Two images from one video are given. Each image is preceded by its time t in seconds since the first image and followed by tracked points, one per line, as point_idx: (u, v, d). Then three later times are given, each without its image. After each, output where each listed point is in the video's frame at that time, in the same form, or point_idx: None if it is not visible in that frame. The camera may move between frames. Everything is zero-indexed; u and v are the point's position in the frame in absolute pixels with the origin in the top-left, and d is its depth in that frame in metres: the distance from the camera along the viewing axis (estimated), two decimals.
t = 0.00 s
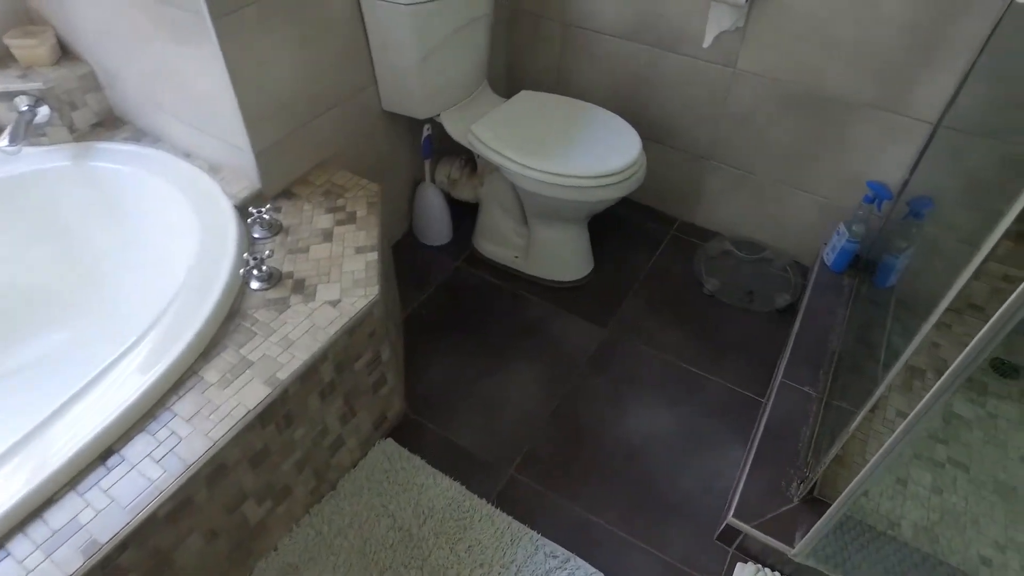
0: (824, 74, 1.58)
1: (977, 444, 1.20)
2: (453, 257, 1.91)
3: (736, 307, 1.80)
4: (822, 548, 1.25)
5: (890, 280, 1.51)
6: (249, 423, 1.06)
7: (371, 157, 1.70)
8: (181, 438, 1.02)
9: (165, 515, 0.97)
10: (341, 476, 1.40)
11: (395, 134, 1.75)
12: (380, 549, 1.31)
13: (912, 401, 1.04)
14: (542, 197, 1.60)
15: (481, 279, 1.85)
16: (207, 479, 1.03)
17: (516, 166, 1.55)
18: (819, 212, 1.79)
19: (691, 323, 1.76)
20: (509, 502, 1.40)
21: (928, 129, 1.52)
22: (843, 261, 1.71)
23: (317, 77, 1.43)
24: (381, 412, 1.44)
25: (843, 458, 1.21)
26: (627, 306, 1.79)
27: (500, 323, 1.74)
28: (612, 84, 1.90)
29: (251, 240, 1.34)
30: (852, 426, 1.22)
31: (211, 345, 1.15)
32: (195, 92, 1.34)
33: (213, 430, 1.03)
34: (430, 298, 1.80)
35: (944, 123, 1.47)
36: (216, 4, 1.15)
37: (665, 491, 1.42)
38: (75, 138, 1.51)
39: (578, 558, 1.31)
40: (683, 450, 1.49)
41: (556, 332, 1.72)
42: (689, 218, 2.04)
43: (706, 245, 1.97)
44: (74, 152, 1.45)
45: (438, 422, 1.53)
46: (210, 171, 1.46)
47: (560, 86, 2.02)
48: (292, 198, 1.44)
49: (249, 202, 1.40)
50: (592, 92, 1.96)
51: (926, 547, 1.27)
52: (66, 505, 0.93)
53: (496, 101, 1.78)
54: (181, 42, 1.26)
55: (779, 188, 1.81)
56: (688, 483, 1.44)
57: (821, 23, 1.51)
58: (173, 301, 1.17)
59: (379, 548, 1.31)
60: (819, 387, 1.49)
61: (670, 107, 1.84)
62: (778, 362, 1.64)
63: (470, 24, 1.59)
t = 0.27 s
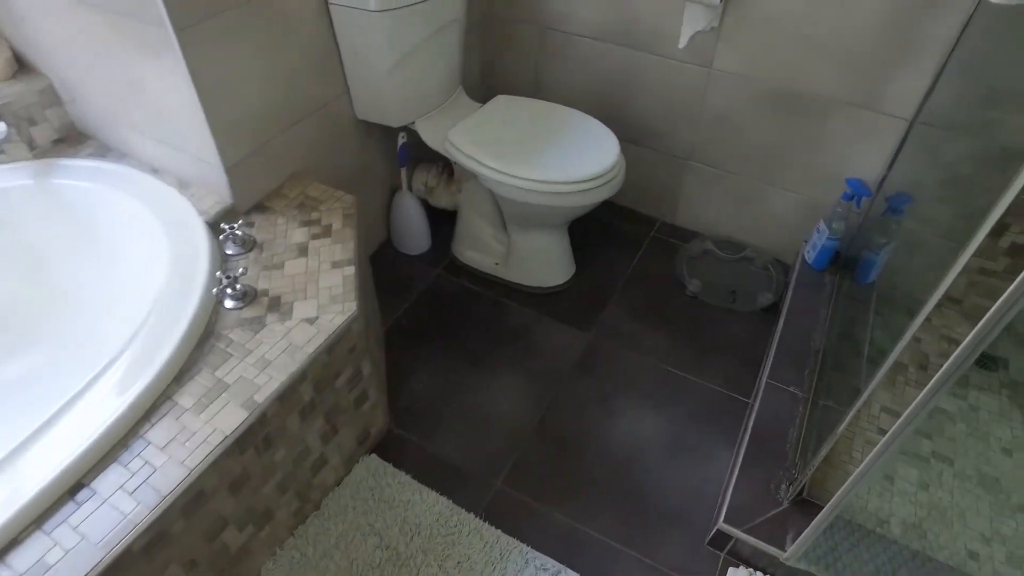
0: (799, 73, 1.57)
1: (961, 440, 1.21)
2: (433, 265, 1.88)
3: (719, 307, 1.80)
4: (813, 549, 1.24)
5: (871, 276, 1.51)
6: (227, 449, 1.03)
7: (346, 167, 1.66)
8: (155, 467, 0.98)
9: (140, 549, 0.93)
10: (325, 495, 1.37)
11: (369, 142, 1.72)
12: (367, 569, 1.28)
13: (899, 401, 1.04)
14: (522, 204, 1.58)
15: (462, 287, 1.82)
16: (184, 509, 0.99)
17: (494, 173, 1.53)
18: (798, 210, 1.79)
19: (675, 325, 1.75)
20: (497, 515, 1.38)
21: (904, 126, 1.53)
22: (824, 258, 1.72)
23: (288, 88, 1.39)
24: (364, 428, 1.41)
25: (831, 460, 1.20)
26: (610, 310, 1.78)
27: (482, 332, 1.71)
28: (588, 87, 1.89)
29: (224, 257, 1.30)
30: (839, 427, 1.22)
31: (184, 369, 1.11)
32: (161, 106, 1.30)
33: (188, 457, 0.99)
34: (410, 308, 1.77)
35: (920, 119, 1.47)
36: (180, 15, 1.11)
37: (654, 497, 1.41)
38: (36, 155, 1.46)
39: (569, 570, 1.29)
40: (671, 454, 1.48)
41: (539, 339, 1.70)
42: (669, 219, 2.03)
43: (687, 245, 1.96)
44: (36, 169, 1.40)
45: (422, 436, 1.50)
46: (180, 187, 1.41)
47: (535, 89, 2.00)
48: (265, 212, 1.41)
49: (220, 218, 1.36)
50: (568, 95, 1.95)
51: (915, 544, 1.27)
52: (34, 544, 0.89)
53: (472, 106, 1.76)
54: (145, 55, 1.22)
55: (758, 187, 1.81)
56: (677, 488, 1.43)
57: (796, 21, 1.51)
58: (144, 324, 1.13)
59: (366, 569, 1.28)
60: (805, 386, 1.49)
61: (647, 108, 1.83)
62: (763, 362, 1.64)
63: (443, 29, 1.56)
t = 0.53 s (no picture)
0: (777, 71, 1.57)
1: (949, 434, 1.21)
2: (414, 273, 1.85)
3: (703, 307, 1.79)
4: (806, 549, 1.23)
5: (853, 271, 1.51)
6: (206, 474, 0.99)
7: (322, 175, 1.63)
8: (130, 496, 0.94)
9: None
10: (310, 513, 1.33)
11: (345, 149, 1.68)
12: None
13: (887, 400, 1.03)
14: (502, 209, 1.55)
15: (444, 294, 1.80)
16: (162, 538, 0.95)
17: (474, 178, 1.50)
18: (779, 208, 1.79)
19: (660, 326, 1.74)
20: (487, 527, 1.35)
21: (881, 121, 1.53)
22: (806, 255, 1.72)
23: (259, 97, 1.36)
24: (348, 442, 1.38)
25: (820, 459, 1.20)
26: (595, 313, 1.76)
27: (466, 339, 1.69)
28: (565, 88, 1.87)
29: (197, 273, 1.26)
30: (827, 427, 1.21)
31: (159, 391, 1.07)
32: (127, 119, 1.26)
33: (165, 484, 0.96)
34: (391, 317, 1.74)
35: (897, 114, 1.48)
36: (144, 25, 1.07)
37: (645, 502, 1.40)
38: None
39: None
40: (660, 458, 1.47)
41: (523, 345, 1.68)
42: (651, 219, 2.02)
43: (670, 245, 1.95)
44: None
45: (409, 448, 1.48)
46: (149, 202, 1.37)
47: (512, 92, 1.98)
48: (239, 225, 1.37)
49: (193, 232, 1.32)
50: (545, 97, 1.93)
51: (905, 539, 1.26)
52: None
53: (449, 110, 1.73)
54: (109, 67, 1.17)
55: (738, 184, 1.81)
56: (667, 492, 1.41)
57: (772, 19, 1.50)
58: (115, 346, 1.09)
59: None
60: (792, 385, 1.49)
61: (625, 109, 1.82)
62: (750, 361, 1.64)
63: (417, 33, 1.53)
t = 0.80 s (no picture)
0: (753, 66, 1.57)
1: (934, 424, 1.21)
2: (395, 278, 1.83)
3: (686, 304, 1.79)
4: (796, 543, 1.23)
5: (834, 263, 1.51)
6: (187, 492, 0.97)
7: (298, 181, 1.60)
8: (108, 519, 0.91)
9: None
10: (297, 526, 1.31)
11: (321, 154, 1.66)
12: None
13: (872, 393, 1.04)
14: (483, 210, 1.54)
15: (427, 299, 1.78)
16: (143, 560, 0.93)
17: (453, 180, 1.48)
18: (758, 202, 1.80)
19: (644, 324, 1.74)
20: (477, 533, 1.34)
21: (857, 114, 1.54)
22: (787, 248, 1.73)
23: (231, 104, 1.33)
24: (333, 452, 1.36)
25: (808, 453, 1.20)
26: (579, 313, 1.76)
27: (450, 344, 1.67)
28: (543, 88, 1.86)
29: (173, 285, 1.23)
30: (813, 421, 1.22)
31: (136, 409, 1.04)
32: (94, 129, 1.22)
33: (144, 504, 0.93)
34: (373, 324, 1.71)
35: (873, 107, 1.49)
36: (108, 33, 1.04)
37: (634, 502, 1.39)
38: None
39: None
40: (649, 457, 1.47)
41: (508, 347, 1.67)
42: (632, 217, 2.02)
43: (652, 242, 1.95)
44: None
45: (395, 456, 1.46)
46: (121, 213, 1.34)
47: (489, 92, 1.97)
48: (215, 235, 1.34)
49: (167, 243, 1.29)
50: (523, 97, 1.91)
51: (892, 528, 1.24)
52: None
53: (426, 113, 1.71)
54: (73, 76, 1.14)
55: (718, 180, 1.81)
56: (657, 491, 1.41)
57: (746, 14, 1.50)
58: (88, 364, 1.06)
59: None
60: (778, 379, 1.49)
61: (603, 107, 1.81)
62: (735, 357, 1.64)
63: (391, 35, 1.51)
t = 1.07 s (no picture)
0: (726, 61, 1.59)
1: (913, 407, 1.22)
2: (376, 282, 1.82)
3: (668, 298, 1.80)
4: (784, 531, 1.24)
5: (811, 254, 1.54)
6: (172, 507, 0.95)
7: (274, 188, 1.59)
8: (90, 538, 0.89)
9: None
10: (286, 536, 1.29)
11: (297, 160, 1.64)
12: None
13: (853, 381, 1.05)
14: (462, 212, 1.54)
15: (408, 302, 1.77)
16: None
17: (431, 183, 1.48)
18: (735, 195, 1.82)
19: (626, 320, 1.74)
20: (468, 535, 1.34)
21: (829, 106, 1.57)
22: (765, 240, 1.75)
23: (204, 111, 1.31)
24: (319, 460, 1.35)
25: (793, 441, 1.22)
26: (561, 311, 1.76)
27: (434, 347, 1.67)
28: (518, 88, 1.86)
29: (150, 298, 1.21)
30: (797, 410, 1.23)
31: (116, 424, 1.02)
32: (63, 141, 1.20)
33: (127, 522, 0.91)
34: (355, 329, 1.70)
35: (844, 99, 1.51)
36: (75, 42, 1.02)
37: (623, 497, 1.40)
38: None
39: None
40: (636, 452, 1.47)
41: (492, 348, 1.67)
42: (611, 213, 2.03)
43: (631, 239, 1.96)
44: None
45: (382, 462, 1.45)
46: (93, 226, 1.31)
47: (464, 93, 1.96)
48: (191, 245, 1.32)
49: (142, 255, 1.27)
50: (498, 97, 1.91)
51: (874, 511, 1.24)
52: None
53: (402, 115, 1.70)
54: (39, 88, 1.12)
55: (695, 175, 1.83)
56: (645, 485, 1.42)
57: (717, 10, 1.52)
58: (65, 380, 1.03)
59: None
60: (760, 370, 1.51)
61: (579, 105, 1.82)
62: (717, 350, 1.66)
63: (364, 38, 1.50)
